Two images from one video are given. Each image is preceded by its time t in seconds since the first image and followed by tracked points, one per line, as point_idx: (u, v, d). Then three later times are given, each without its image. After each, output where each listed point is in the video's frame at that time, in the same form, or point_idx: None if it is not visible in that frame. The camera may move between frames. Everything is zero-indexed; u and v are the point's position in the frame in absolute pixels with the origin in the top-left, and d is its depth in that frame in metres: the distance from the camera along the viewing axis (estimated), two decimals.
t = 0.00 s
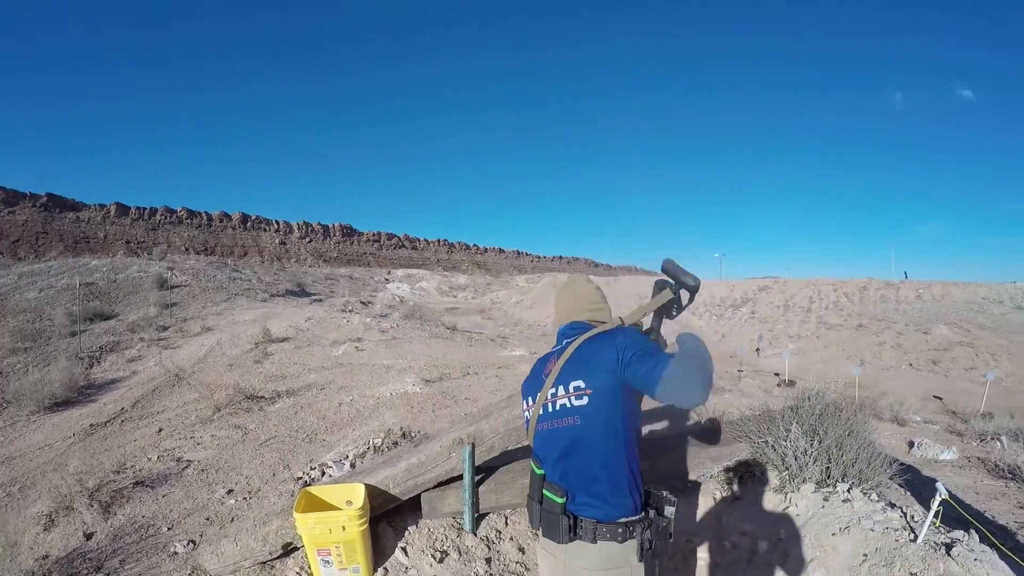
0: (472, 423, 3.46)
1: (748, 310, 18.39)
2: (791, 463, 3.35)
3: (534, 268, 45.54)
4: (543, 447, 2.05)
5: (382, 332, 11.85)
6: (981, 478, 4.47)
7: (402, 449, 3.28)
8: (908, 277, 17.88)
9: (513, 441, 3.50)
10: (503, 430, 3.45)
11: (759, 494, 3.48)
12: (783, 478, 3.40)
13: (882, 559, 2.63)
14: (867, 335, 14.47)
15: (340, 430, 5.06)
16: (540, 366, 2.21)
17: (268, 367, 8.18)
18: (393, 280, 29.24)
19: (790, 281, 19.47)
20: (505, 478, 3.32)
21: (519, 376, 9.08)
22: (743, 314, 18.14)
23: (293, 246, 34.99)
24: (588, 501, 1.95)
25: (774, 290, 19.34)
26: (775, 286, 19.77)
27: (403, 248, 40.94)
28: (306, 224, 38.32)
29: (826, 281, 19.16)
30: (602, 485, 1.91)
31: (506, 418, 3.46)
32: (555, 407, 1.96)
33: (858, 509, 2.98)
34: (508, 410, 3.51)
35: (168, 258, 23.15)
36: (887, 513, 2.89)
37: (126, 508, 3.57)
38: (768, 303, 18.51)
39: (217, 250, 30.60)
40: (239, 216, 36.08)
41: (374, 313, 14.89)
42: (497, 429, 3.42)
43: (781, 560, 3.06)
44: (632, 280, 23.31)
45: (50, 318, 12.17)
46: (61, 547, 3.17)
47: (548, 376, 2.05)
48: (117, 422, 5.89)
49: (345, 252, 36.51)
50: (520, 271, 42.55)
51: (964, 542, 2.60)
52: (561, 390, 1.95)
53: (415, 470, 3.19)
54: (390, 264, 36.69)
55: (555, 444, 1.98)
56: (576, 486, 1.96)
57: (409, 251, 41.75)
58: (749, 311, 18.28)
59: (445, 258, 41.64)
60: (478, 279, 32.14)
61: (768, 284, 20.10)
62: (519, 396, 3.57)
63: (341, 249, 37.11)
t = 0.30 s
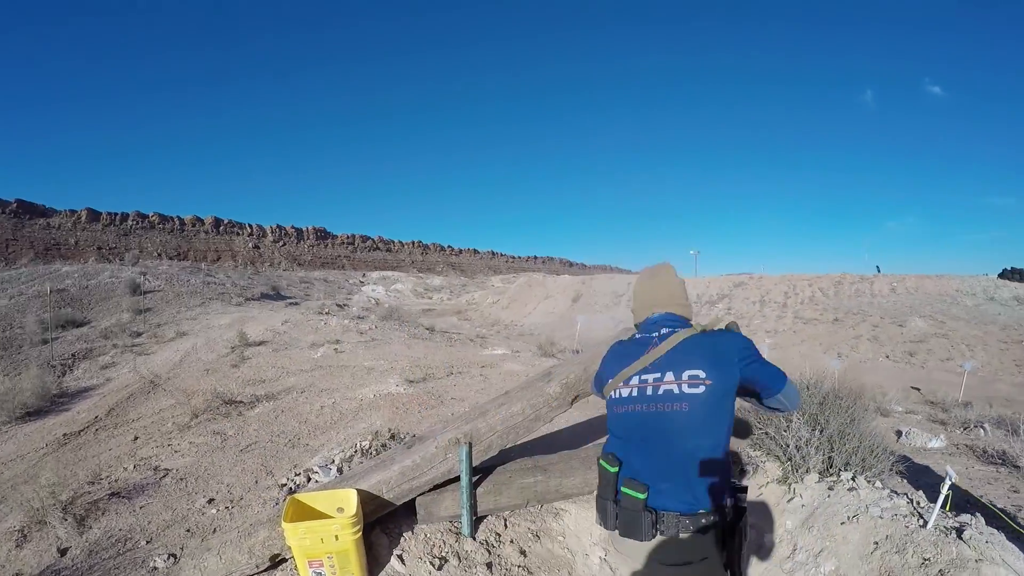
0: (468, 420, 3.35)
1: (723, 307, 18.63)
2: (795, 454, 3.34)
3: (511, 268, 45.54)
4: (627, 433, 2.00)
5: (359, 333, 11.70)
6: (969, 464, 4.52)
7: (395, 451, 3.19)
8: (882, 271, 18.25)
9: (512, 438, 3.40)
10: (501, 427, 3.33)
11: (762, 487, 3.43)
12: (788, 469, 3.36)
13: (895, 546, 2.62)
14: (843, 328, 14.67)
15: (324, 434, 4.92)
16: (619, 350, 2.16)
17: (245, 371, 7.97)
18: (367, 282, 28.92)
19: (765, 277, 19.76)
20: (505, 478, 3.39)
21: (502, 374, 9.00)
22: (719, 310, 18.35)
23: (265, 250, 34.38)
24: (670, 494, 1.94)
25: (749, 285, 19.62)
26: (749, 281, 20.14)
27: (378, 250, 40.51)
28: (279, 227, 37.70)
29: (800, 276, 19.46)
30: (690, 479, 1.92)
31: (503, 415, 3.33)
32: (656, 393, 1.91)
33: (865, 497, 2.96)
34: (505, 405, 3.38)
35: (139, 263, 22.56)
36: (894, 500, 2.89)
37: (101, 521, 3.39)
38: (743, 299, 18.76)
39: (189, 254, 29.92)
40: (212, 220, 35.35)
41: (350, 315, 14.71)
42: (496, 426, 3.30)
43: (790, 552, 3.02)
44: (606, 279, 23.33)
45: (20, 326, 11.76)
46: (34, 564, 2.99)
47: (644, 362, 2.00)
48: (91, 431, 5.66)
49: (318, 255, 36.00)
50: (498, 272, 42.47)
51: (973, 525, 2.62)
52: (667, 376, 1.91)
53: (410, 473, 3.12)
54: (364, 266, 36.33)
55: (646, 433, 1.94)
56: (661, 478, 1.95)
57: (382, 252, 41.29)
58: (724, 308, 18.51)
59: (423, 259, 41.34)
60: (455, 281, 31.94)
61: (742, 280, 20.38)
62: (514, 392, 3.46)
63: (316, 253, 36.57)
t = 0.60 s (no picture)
0: (421, 409, 3.16)
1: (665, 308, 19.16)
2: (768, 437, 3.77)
3: (455, 273, 45.19)
4: (650, 396, 2.04)
5: (301, 336, 11.26)
6: (912, 446, 4.75)
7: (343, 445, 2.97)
8: (819, 272, 19.16)
9: (470, 426, 3.22)
10: (458, 416, 3.18)
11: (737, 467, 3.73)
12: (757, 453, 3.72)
13: (873, 519, 2.99)
14: (782, 326, 15.21)
15: (265, 434, 4.60)
16: (646, 317, 2.21)
17: (182, 375, 7.45)
18: (307, 288, 27.94)
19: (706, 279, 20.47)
20: (464, 472, 3.26)
21: (451, 373, 8.80)
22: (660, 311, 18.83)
23: (203, 255, 32.69)
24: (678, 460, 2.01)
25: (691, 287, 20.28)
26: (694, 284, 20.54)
27: (319, 254, 39.21)
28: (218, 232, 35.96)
29: (740, 278, 20.20)
30: (707, 452, 2.01)
31: (461, 402, 3.17)
32: (690, 359, 1.98)
33: (838, 474, 3.37)
34: (461, 391, 3.21)
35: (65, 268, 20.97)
36: (868, 476, 3.32)
37: (25, 536, 2.99)
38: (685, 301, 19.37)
39: (124, 261, 28.11)
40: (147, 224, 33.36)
41: (291, 320, 14.13)
42: (453, 414, 3.14)
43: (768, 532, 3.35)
44: (547, 282, 23.61)
45: None
46: None
47: (679, 330, 2.06)
48: (14, 441, 5.11)
49: (256, 261, 34.43)
50: (447, 277, 42.02)
51: (947, 497, 3.00)
52: (703, 347, 1.98)
53: (360, 469, 2.90)
54: (304, 272, 35.19)
55: (671, 398, 2.00)
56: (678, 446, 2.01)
57: (323, 257, 39.78)
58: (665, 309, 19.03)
59: (372, 264, 40.44)
60: (400, 287, 31.29)
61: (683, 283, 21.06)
62: (471, 378, 3.28)
63: (255, 259, 35.08)
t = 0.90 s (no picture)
0: (367, 416, 3.06)
1: (580, 308, 20.01)
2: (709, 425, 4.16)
3: (365, 276, 44.26)
4: (651, 399, 2.49)
5: (216, 347, 10.60)
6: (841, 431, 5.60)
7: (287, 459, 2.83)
8: (731, 270, 20.53)
9: (417, 432, 3.18)
10: (404, 421, 3.11)
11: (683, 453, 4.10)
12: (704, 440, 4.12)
13: (812, 494, 3.38)
14: (699, 322, 16.11)
15: (192, 453, 4.27)
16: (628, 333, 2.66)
17: (96, 393, 6.72)
18: (217, 298, 26.24)
19: (618, 280, 21.50)
20: (413, 479, 3.20)
21: (381, 380, 8.63)
22: (575, 311, 19.64)
23: (109, 263, 29.79)
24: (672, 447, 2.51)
25: (604, 288, 21.25)
26: (606, 284, 21.91)
27: (230, 260, 36.88)
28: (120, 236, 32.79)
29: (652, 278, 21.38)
30: (692, 439, 2.57)
31: (405, 406, 3.10)
32: (681, 368, 2.48)
33: (774, 456, 3.75)
34: (405, 395, 3.14)
35: None
36: (803, 457, 3.73)
37: None
38: (600, 301, 20.24)
39: (27, 269, 25.04)
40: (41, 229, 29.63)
41: (202, 331, 13.24)
42: (400, 419, 3.08)
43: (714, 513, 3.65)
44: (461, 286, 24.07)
45: None
46: None
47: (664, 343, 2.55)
48: None
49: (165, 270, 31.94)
50: (363, 283, 41.16)
51: (875, 469, 3.45)
52: (688, 358, 2.50)
53: (308, 482, 2.79)
54: (211, 280, 32.99)
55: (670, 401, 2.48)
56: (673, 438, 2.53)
57: (233, 265, 37.29)
58: (580, 309, 19.87)
59: (290, 269, 38.61)
60: (322, 293, 30.07)
61: (596, 284, 22.02)
62: (415, 381, 3.22)
63: (162, 267, 32.39)
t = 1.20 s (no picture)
0: (278, 409, 3.04)
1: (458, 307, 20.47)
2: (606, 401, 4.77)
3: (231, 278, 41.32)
4: (581, 423, 2.96)
5: (91, 356, 9.59)
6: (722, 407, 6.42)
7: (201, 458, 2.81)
8: (606, 268, 21.86)
9: (330, 420, 3.19)
10: (318, 411, 3.13)
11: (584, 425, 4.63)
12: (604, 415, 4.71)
13: (707, 457, 3.90)
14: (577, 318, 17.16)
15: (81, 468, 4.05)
16: (554, 368, 3.12)
17: None
18: (84, 307, 23.06)
19: (496, 279, 22.10)
20: (328, 470, 3.25)
21: (270, 382, 8.27)
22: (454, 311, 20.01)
23: None
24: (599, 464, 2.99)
25: (482, 287, 21.76)
26: (483, 283, 22.39)
27: (96, 267, 32.82)
28: None
29: (528, 276, 22.25)
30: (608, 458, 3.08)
31: (319, 396, 3.12)
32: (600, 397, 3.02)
33: (668, 428, 4.27)
34: (317, 385, 3.14)
35: None
36: (695, 426, 4.29)
37: None
38: (479, 300, 20.76)
39: None
40: None
41: (71, 340, 11.79)
42: (314, 408, 3.09)
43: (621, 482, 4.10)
44: (337, 290, 23.74)
45: None
46: None
47: (586, 377, 3.11)
48: None
49: (21, 275, 27.61)
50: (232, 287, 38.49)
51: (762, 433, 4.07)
52: (604, 389, 3.06)
53: (226, 480, 2.81)
54: (79, 287, 28.44)
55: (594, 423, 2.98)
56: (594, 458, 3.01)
57: (99, 271, 32.71)
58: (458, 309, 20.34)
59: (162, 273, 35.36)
60: (200, 298, 27.93)
61: (475, 282, 22.47)
62: (326, 371, 3.22)
63: (30, 275, 28.07)
